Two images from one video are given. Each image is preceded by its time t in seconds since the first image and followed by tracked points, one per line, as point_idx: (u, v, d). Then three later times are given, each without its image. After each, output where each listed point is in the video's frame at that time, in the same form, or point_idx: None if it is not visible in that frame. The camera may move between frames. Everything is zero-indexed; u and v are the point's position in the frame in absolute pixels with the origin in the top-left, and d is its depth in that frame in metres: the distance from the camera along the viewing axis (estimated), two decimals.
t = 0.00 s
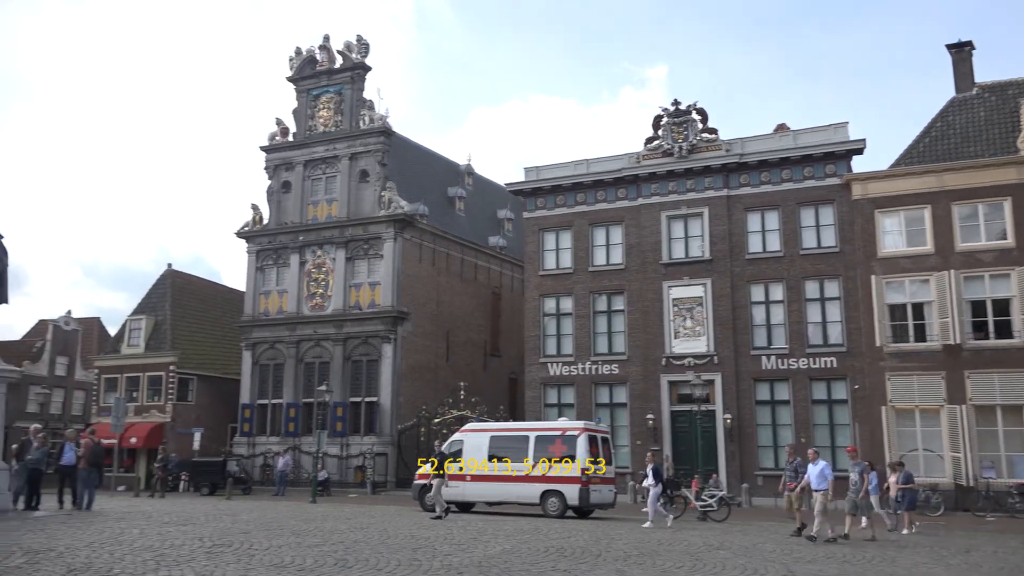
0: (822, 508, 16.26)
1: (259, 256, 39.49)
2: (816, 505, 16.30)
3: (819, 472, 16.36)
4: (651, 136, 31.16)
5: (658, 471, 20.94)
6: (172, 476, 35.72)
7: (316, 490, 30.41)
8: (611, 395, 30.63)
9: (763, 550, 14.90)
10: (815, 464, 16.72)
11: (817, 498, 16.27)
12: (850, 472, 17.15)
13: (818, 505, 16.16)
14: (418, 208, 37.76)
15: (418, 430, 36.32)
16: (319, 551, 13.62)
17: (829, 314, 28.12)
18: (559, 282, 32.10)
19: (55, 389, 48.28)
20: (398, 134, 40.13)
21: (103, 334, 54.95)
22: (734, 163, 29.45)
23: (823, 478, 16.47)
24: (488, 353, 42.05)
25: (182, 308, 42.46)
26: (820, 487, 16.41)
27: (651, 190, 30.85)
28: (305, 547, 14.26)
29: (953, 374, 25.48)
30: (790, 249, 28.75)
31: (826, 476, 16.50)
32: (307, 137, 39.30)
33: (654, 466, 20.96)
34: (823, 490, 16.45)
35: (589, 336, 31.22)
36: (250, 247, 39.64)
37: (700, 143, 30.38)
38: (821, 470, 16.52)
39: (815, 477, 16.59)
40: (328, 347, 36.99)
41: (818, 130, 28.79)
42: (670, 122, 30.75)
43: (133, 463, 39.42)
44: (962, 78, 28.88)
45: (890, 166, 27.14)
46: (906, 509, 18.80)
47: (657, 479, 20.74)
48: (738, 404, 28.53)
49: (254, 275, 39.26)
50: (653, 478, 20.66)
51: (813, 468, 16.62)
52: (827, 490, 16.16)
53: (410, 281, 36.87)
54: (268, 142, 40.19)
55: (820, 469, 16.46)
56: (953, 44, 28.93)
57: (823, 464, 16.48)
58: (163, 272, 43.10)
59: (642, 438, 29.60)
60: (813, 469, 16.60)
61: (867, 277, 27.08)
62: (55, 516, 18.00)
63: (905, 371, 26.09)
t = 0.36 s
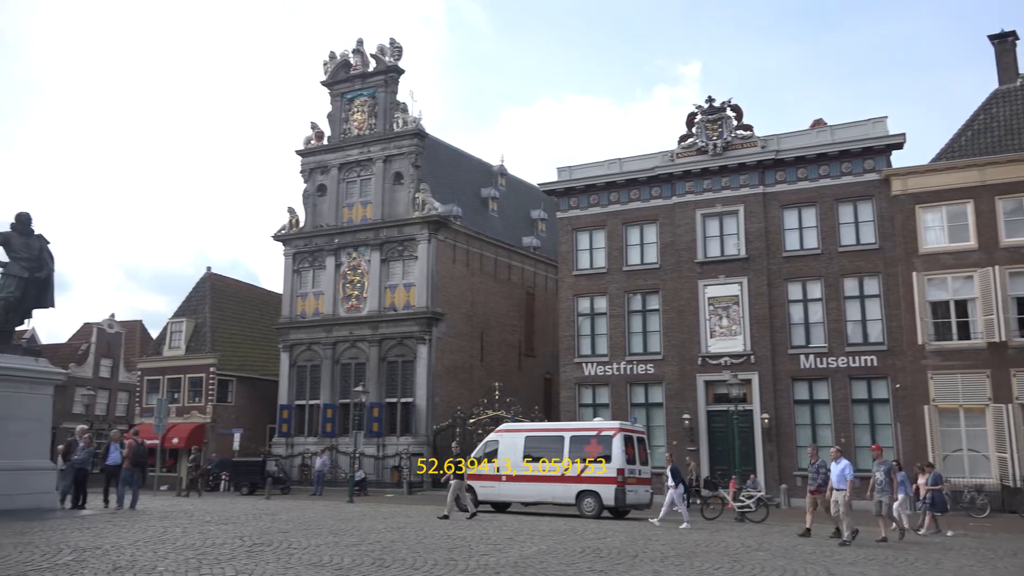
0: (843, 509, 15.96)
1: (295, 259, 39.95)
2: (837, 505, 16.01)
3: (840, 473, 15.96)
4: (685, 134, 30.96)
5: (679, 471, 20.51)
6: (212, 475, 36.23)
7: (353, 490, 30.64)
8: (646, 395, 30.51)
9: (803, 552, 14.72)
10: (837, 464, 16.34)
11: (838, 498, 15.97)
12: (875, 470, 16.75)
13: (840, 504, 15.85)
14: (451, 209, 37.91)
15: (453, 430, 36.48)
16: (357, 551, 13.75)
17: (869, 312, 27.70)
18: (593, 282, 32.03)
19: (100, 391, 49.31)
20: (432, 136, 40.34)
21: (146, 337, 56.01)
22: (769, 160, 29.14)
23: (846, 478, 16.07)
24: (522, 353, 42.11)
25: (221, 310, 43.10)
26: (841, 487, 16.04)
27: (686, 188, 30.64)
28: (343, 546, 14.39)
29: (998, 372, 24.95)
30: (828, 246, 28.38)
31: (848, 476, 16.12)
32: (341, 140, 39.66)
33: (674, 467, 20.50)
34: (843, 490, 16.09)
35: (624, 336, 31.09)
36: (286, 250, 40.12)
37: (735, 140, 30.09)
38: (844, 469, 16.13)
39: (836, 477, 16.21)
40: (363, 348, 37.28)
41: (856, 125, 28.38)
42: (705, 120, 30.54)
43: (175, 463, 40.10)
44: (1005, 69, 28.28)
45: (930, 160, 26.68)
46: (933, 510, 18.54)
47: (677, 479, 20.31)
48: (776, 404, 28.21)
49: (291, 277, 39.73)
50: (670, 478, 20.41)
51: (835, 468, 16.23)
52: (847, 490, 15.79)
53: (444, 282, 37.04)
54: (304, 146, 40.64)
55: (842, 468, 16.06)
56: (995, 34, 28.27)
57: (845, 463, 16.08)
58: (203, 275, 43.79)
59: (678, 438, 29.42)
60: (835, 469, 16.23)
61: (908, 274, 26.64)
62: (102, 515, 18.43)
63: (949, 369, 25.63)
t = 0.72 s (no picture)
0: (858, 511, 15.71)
1: (327, 261, 40.31)
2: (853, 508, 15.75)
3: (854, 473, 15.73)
4: (716, 131, 30.74)
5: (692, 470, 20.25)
6: (248, 475, 36.67)
7: (386, 490, 30.85)
8: (679, 394, 30.35)
9: (840, 553, 14.56)
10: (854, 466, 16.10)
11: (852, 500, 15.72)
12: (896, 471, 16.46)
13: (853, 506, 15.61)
14: (481, 210, 38.01)
15: (486, 430, 36.56)
16: (392, 550, 13.85)
17: (906, 310, 27.30)
18: (624, 282, 31.93)
19: (138, 392, 50.17)
20: (461, 137, 40.48)
21: (183, 339, 56.86)
22: (802, 156, 28.83)
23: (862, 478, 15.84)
24: (553, 353, 42.10)
25: (255, 312, 43.62)
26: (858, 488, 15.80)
27: (717, 186, 30.43)
28: (377, 545, 14.50)
29: None
30: (863, 243, 28.01)
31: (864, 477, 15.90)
32: (372, 142, 39.93)
33: (687, 466, 20.26)
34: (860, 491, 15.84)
35: (655, 335, 30.96)
36: (319, 252, 40.50)
37: (767, 137, 29.81)
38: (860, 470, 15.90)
39: (851, 478, 16.01)
40: (395, 349, 37.51)
41: (891, 120, 27.98)
42: (736, 117, 30.30)
43: (211, 463, 40.67)
44: None
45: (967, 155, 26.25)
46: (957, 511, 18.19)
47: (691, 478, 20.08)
48: (811, 403, 27.90)
49: (323, 279, 40.10)
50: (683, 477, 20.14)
51: (851, 469, 16.04)
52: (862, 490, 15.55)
53: (475, 282, 37.14)
54: (335, 149, 40.99)
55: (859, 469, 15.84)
56: None
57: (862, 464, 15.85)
58: (237, 277, 44.35)
59: (712, 439, 29.22)
60: (851, 469, 16.03)
61: (946, 271, 26.21)
62: (142, 514, 18.76)
63: (989, 368, 25.18)
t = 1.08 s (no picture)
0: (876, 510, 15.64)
1: (359, 262, 40.60)
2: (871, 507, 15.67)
3: (868, 472, 15.74)
4: (747, 128, 30.46)
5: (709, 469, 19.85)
6: (283, 475, 37.02)
7: (419, 490, 30.99)
8: (711, 394, 30.13)
9: (879, 555, 14.33)
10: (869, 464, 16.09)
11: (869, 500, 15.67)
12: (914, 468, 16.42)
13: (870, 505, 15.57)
14: (511, 210, 38.04)
15: (517, 430, 36.58)
16: (425, 550, 13.89)
17: (944, 308, 26.84)
18: (655, 281, 31.79)
19: (175, 393, 50.92)
20: (491, 138, 40.54)
21: (218, 340, 57.58)
22: (836, 152, 28.47)
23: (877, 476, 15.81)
24: (584, 353, 42.02)
25: (288, 314, 44.06)
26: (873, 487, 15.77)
27: (749, 183, 30.15)
28: (411, 545, 14.56)
29: None
30: (900, 240, 27.60)
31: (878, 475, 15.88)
32: (402, 144, 40.15)
33: (705, 465, 19.92)
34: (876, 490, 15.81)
35: (687, 335, 30.76)
36: (350, 254, 40.79)
37: (799, 133, 29.47)
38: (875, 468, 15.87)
39: (865, 477, 16.01)
40: (427, 349, 37.66)
41: (928, 114, 27.53)
42: (768, 114, 30.00)
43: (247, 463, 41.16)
44: None
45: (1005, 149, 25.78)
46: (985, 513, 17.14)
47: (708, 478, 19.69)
48: (847, 403, 27.53)
49: (355, 281, 40.38)
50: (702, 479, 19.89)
51: (864, 468, 16.05)
52: (877, 488, 15.50)
53: (505, 283, 37.19)
54: (366, 151, 41.28)
55: (872, 467, 15.82)
56: None
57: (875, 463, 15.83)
58: (270, 280, 44.83)
59: (745, 439, 28.96)
60: (864, 469, 16.05)
61: (986, 267, 25.74)
62: (179, 513, 19.03)
63: None
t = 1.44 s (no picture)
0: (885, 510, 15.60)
1: (387, 264, 40.83)
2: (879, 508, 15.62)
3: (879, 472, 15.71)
4: (776, 125, 30.19)
5: (724, 469, 19.63)
6: (314, 475, 37.29)
7: (448, 490, 31.06)
8: (742, 394, 29.91)
9: (914, 557, 14.16)
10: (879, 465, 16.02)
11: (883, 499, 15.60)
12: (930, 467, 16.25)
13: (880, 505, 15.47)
14: (538, 210, 38.03)
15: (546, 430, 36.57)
16: (455, 550, 13.93)
17: (980, 305, 26.41)
18: (683, 280, 31.63)
19: (208, 394, 51.55)
20: (518, 138, 40.58)
21: (250, 342, 58.23)
22: (867, 149, 28.12)
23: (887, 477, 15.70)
24: (613, 353, 41.91)
25: (318, 315, 44.43)
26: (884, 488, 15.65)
27: (778, 181, 29.88)
28: (440, 545, 14.63)
29: None
30: (933, 236, 27.19)
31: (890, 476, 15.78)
32: (429, 146, 40.32)
33: (719, 465, 19.71)
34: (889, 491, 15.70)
35: (717, 334, 30.56)
36: (379, 255, 41.04)
37: (830, 129, 29.15)
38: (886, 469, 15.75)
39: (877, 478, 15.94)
40: (455, 350, 37.78)
41: (961, 108, 27.13)
42: (797, 110, 29.71)
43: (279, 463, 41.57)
44: None
45: None
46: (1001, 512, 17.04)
47: (722, 477, 19.47)
48: (880, 402, 27.17)
49: (384, 282, 40.62)
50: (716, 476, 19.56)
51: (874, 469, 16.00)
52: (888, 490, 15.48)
53: (532, 283, 37.20)
54: (393, 153, 41.49)
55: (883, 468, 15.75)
56: None
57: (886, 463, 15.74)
58: (300, 282, 45.25)
59: (776, 439, 28.70)
60: (876, 469, 15.99)
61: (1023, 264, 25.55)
62: (213, 512, 19.28)
63: None
